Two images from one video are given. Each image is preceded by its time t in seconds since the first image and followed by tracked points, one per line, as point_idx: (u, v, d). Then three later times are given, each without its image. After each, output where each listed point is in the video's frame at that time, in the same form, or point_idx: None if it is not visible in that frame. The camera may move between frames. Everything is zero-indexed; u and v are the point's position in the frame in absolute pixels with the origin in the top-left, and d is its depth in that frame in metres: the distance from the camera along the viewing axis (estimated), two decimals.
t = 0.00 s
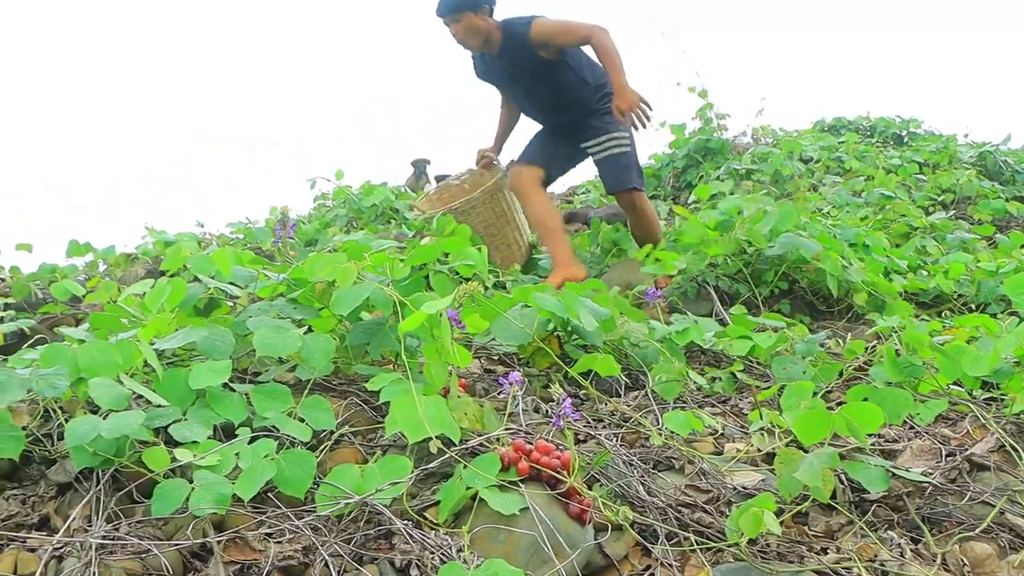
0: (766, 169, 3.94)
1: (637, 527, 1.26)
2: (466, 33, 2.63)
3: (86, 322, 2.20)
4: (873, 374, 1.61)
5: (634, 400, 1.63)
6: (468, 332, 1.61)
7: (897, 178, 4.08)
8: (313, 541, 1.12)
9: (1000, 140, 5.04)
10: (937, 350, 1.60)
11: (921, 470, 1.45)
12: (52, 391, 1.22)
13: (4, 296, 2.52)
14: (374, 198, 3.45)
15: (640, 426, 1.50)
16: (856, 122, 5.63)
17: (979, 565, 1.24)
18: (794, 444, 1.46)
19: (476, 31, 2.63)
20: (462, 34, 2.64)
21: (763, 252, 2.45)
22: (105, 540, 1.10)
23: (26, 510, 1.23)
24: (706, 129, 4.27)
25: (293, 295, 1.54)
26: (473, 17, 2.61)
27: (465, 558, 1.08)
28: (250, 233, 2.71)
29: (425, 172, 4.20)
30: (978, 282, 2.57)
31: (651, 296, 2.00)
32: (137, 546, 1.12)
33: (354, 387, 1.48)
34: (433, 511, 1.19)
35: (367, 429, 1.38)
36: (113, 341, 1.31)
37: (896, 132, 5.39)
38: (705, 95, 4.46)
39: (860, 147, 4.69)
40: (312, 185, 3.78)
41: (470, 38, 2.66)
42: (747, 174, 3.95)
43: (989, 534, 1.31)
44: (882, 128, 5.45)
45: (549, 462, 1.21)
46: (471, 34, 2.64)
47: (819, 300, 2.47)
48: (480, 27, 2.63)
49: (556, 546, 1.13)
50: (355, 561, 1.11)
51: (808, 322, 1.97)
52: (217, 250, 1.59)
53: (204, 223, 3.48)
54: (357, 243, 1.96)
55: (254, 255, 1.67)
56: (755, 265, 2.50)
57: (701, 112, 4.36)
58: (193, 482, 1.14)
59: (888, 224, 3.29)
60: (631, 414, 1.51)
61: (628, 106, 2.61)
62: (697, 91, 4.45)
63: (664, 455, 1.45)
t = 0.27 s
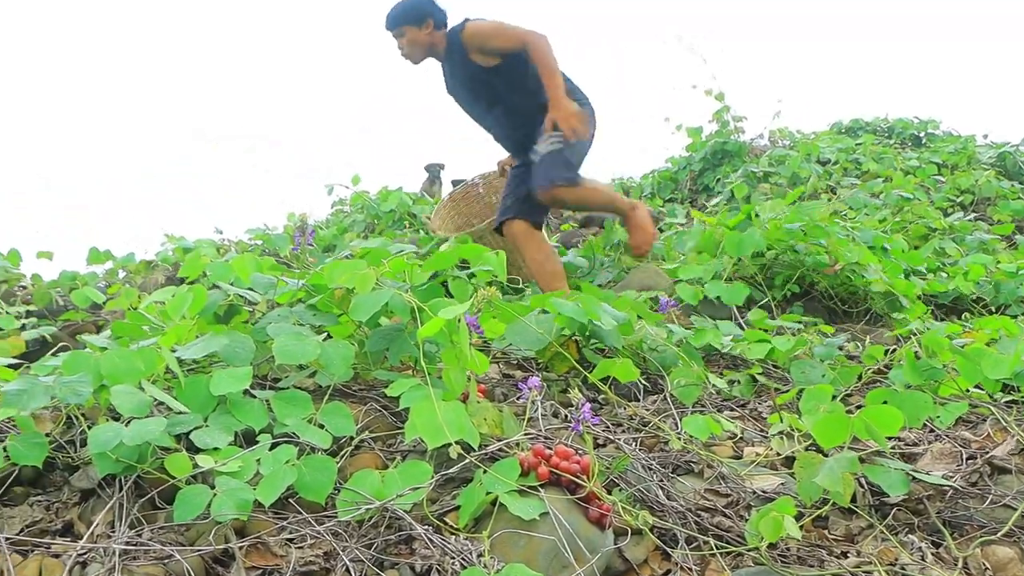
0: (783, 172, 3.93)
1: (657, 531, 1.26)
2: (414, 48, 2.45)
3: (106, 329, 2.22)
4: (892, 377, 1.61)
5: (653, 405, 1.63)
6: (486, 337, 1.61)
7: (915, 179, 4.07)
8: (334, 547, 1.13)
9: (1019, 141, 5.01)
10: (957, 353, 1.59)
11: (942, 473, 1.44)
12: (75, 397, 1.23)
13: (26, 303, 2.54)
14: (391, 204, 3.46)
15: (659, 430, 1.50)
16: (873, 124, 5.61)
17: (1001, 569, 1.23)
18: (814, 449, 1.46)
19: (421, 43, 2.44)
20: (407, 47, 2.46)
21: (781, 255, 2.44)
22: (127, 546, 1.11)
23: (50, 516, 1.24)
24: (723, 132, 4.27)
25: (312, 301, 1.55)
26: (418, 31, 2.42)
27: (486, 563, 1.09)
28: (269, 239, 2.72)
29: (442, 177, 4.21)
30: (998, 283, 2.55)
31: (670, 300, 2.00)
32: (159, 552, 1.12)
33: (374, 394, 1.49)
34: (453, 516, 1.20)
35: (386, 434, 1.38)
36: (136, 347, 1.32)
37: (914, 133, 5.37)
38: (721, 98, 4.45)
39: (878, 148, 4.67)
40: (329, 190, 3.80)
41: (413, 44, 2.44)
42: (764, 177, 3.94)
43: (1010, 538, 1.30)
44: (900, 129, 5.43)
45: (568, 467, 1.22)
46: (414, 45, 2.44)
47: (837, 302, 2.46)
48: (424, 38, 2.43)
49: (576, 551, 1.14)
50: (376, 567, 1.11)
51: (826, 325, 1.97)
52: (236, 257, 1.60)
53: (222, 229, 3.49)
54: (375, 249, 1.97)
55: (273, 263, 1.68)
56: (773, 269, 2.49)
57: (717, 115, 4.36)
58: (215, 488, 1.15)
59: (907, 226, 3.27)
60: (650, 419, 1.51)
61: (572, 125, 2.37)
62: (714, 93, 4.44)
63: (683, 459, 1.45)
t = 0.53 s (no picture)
0: (799, 172, 3.92)
1: (676, 534, 1.26)
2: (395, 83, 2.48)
3: (126, 338, 2.24)
4: (911, 377, 1.60)
5: (671, 407, 1.64)
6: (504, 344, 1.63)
7: (932, 178, 4.05)
8: (355, 552, 1.13)
9: None
10: (976, 353, 1.58)
11: (962, 473, 1.44)
12: (97, 405, 1.24)
13: (46, 313, 2.57)
14: (408, 209, 3.47)
15: (678, 433, 1.51)
16: (889, 122, 5.59)
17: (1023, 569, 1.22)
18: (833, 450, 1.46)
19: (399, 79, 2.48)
20: (387, 86, 2.49)
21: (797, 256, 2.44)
22: (150, 553, 1.12)
23: (73, 524, 1.25)
24: (738, 133, 4.26)
25: (331, 308, 1.56)
26: (399, 66, 2.47)
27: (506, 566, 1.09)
28: (286, 246, 2.74)
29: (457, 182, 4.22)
30: (1017, 281, 2.54)
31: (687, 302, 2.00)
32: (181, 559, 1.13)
33: (392, 399, 1.50)
34: (473, 520, 1.20)
35: (406, 439, 1.39)
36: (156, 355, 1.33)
37: (930, 131, 5.35)
38: (736, 99, 4.45)
39: (895, 147, 4.66)
40: (346, 196, 3.81)
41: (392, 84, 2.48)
42: (780, 177, 3.93)
43: None
44: (916, 128, 5.41)
45: (587, 471, 1.22)
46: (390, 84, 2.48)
47: (855, 302, 2.45)
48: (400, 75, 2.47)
49: (595, 554, 1.14)
50: (396, 571, 1.12)
51: (844, 326, 1.96)
52: (252, 265, 1.61)
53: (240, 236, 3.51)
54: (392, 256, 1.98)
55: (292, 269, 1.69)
56: (790, 269, 2.49)
57: (732, 116, 4.36)
58: (236, 495, 1.16)
59: (924, 224, 3.26)
60: (668, 421, 1.51)
61: (498, 146, 2.21)
62: (728, 94, 4.44)
63: (702, 461, 1.45)
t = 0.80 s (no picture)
0: (814, 172, 3.91)
1: (694, 535, 1.26)
2: (377, 124, 2.28)
3: (145, 344, 2.25)
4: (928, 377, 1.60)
5: (687, 408, 1.64)
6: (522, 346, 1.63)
7: (950, 176, 4.03)
8: (374, 555, 1.14)
9: None
10: (994, 352, 1.58)
11: (980, 473, 1.43)
12: (118, 411, 1.26)
13: (65, 319, 2.58)
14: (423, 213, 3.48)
15: (695, 434, 1.51)
16: (905, 121, 5.57)
17: None
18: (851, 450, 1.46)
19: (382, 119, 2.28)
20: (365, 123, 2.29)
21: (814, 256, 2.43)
22: (171, 557, 1.13)
23: (95, 528, 1.26)
24: (753, 133, 4.26)
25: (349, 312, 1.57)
26: (382, 102, 2.27)
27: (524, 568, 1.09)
28: (303, 251, 2.75)
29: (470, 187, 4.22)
30: None
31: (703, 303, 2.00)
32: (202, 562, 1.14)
33: (410, 402, 1.51)
34: (492, 523, 1.21)
35: (423, 443, 1.40)
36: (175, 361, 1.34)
37: (947, 130, 5.32)
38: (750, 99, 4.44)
39: (911, 146, 4.64)
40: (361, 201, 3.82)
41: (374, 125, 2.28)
42: (795, 178, 3.92)
43: None
44: (933, 126, 5.39)
45: (605, 472, 1.23)
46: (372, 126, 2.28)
47: (872, 302, 2.45)
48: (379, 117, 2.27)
49: (613, 556, 1.14)
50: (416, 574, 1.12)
51: (861, 326, 1.96)
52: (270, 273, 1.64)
53: (256, 242, 3.52)
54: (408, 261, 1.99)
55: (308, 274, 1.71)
56: (806, 270, 2.48)
57: (747, 117, 4.35)
58: (256, 499, 1.16)
59: (942, 223, 3.25)
60: (685, 423, 1.51)
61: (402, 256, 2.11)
62: (743, 95, 4.43)
63: (719, 463, 1.45)
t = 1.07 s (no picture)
0: (830, 171, 3.90)
1: (711, 535, 1.26)
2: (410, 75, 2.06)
3: (163, 347, 2.26)
4: (946, 376, 1.59)
5: (704, 409, 1.64)
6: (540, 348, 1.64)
7: (967, 175, 4.01)
8: (392, 556, 1.14)
9: None
10: (1012, 351, 1.57)
11: (999, 472, 1.42)
12: (137, 415, 1.26)
13: (84, 324, 2.60)
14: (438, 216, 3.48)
15: (712, 434, 1.51)
16: (921, 120, 5.55)
17: None
18: (869, 450, 1.45)
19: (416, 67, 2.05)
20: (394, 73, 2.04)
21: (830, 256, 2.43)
22: (191, 559, 1.14)
23: (116, 531, 1.27)
24: (768, 133, 4.25)
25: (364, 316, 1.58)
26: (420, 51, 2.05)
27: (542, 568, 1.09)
28: (319, 254, 2.76)
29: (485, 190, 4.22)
30: None
31: (719, 304, 2.00)
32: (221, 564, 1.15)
33: (427, 404, 1.51)
34: (510, 523, 1.21)
35: (441, 444, 1.40)
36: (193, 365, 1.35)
37: (964, 128, 5.30)
38: (766, 99, 4.43)
39: (928, 144, 4.62)
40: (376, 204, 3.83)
41: (411, 74, 2.04)
42: (811, 177, 3.91)
43: None
44: (949, 124, 5.36)
45: (622, 473, 1.23)
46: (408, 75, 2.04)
47: (889, 302, 2.44)
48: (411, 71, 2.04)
49: (631, 556, 1.14)
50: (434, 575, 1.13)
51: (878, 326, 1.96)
52: (287, 274, 1.64)
53: (272, 245, 3.54)
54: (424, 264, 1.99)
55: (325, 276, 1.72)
56: (822, 270, 2.47)
57: (762, 117, 4.34)
58: (275, 501, 1.17)
59: (959, 222, 3.23)
60: (702, 423, 1.52)
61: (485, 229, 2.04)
62: (758, 95, 4.42)
63: (737, 463, 1.45)
